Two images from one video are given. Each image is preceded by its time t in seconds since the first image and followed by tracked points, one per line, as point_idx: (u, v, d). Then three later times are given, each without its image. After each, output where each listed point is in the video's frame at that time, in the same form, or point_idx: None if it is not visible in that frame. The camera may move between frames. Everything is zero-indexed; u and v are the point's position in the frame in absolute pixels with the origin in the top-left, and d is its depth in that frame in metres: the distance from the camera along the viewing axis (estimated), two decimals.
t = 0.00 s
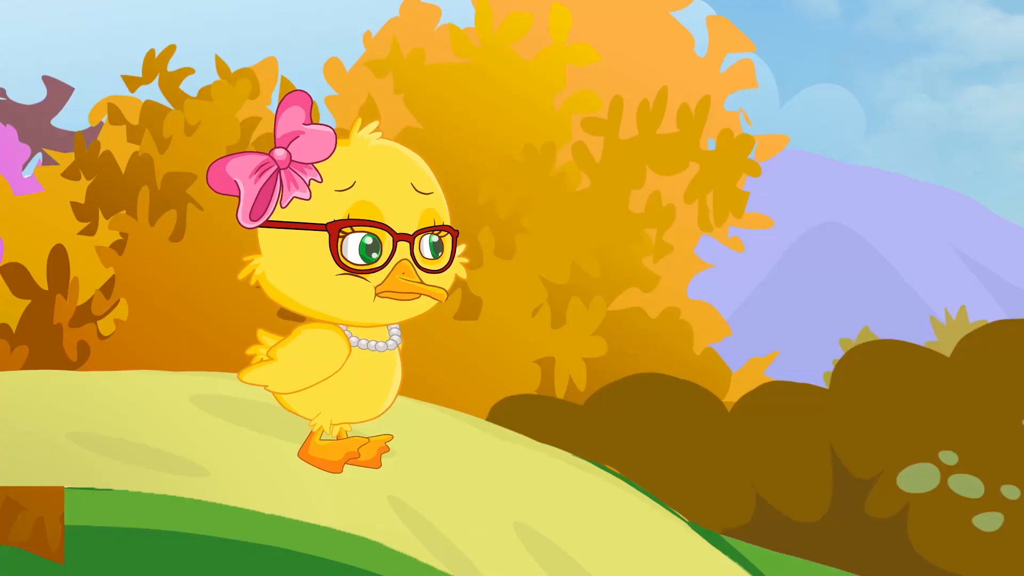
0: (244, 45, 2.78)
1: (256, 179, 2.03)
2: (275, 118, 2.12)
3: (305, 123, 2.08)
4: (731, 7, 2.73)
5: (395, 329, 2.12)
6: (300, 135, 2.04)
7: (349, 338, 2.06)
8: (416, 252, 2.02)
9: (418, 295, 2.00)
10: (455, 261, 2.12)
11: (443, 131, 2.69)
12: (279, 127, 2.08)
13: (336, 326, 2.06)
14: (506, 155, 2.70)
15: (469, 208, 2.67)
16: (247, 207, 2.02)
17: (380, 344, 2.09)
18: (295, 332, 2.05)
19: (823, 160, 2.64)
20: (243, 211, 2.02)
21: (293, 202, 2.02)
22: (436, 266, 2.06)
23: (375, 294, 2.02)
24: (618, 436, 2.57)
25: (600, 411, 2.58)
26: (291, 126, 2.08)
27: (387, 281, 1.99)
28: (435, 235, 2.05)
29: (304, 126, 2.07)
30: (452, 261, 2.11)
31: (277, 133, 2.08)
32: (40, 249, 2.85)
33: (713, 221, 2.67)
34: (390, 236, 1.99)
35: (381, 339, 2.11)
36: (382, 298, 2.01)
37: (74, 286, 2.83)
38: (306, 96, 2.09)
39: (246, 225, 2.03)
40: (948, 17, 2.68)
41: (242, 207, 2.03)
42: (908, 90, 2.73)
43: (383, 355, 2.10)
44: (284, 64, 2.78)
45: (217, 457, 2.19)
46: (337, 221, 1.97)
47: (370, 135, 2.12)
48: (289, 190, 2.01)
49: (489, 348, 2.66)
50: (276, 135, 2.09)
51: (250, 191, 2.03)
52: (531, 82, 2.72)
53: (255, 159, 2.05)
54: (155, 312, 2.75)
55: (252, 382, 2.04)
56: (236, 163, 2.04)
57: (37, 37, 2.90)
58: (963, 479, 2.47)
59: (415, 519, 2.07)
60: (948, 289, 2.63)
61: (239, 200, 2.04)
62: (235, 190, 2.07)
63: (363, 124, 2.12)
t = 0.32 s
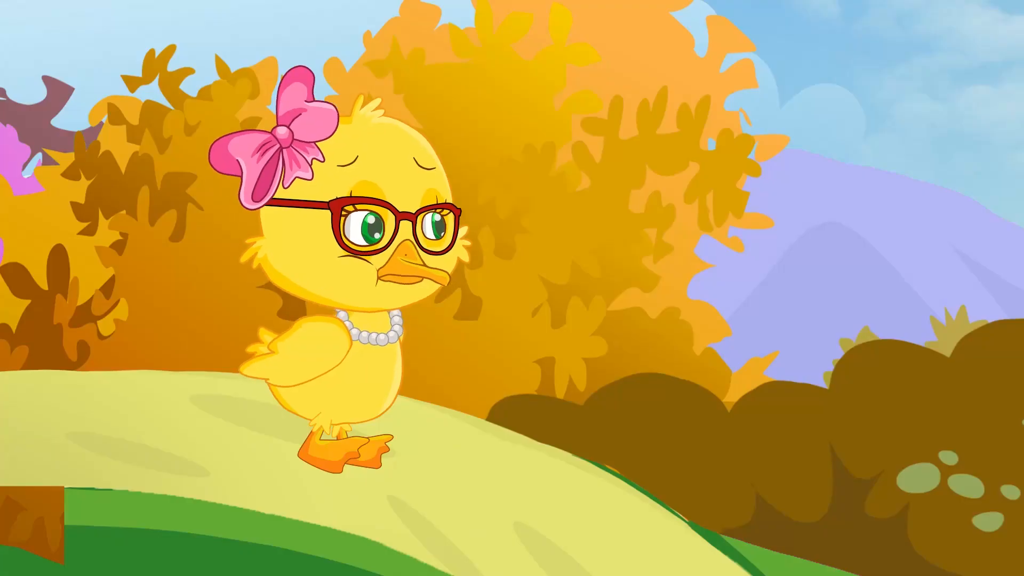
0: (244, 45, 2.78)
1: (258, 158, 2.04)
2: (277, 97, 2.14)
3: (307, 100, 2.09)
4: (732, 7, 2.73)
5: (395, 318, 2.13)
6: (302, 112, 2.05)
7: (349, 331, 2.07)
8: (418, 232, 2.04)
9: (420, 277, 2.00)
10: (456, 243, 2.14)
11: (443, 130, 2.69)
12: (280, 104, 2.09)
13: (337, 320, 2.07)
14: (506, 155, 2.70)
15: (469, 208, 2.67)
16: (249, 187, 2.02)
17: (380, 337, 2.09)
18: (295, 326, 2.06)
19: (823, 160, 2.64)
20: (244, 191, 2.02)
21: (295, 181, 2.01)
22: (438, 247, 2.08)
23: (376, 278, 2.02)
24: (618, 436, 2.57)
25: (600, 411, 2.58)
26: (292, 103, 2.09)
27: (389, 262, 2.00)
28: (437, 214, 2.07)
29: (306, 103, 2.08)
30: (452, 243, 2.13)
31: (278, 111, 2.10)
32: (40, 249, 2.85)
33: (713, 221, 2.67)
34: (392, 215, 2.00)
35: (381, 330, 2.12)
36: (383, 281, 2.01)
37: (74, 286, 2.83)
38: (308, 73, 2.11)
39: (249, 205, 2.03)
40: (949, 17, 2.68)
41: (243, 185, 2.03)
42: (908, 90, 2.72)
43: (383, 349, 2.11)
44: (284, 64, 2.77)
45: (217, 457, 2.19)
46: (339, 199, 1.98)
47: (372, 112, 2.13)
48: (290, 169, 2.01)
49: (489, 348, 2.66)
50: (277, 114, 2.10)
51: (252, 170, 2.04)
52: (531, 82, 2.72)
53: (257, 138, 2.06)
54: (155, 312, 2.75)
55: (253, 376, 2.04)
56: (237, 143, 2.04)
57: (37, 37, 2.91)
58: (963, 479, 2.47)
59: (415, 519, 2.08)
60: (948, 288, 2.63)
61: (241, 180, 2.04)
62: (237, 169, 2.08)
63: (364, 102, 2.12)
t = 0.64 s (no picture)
0: (244, 45, 2.78)
1: (258, 158, 2.04)
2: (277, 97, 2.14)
3: (307, 100, 2.09)
4: (732, 7, 2.73)
5: (396, 318, 2.13)
6: (302, 112, 2.05)
7: (349, 331, 2.07)
8: (418, 232, 2.04)
9: (420, 278, 2.00)
10: (456, 243, 2.14)
11: (443, 130, 2.69)
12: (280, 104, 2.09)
13: (337, 320, 2.07)
14: (506, 155, 2.70)
15: (469, 208, 2.67)
16: (249, 187, 2.02)
17: (380, 337, 2.09)
18: (295, 326, 2.06)
19: (823, 160, 2.64)
20: (244, 191, 2.02)
21: (295, 181, 2.01)
22: (438, 247, 2.08)
23: (376, 278, 2.02)
24: (618, 436, 2.57)
25: (600, 411, 2.58)
26: (292, 102, 2.09)
27: (389, 262, 1.99)
28: (437, 214, 2.07)
29: (306, 103, 2.08)
30: (452, 243, 2.13)
31: (278, 111, 2.10)
32: (40, 249, 2.85)
33: (713, 220, 2.67)
34: (392, 215, 2.00)
35: (381, 331, 2.12)
36: (383, 281, 2.01)
37: (74, 286, 2.83)
38: (309, 73, 2.11)
39: (250, 205, 2.03)
40: (949, 17, 2.67)
41: (243, 185, 2.03)
42: (908, 90, 2.72)
43: (383, 349, 2.11)
44: (284, 64, 2.77)
45: (217, 457, 2.19)
46: (339, 199, 1.97)
47: (373, 112, 2.13)
48: (290, 169, 2.01)
49: (489, 348, 2.66)
50: (277, 114, 2.10)
51: (253, 170, 2.04)
52: (531, 82, 2.72)
53: (257, 138, 2.06)
54: (155, 312, 2.75)
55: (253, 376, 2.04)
56: (237, 143, 2.04)
57: (37, 37, 2.91)
58: (963, 479, 2.47)
59: (415, 519, 2.08)
60: (948, 288, 2.63)
61: (241, 180, 2.04)
62: (237, 168, 2.08)
63: (364, 102, 2.12)
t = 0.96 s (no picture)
0: (244, 45, 2.78)
1: (240, 189, 2.05)
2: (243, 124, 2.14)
3: (274, 121, 2.09)
4: (732, 7, 2.73)
5: (401, 314, 2.13)
6: (272, 134, 2.06)
7: (355, 327, 2.07)
8: (415, 217, 2.04)
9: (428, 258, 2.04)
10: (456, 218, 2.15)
11: (443, 131, 2.69)
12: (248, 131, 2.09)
13: (342, 315, 2.06)
14: (506, 155, 2.70)
15: (469, 208, 2.67)
16: (241, 220, 2.04)
17: (386, 334, 2.09)
18: (301, 323, 2.06)
19: (823, 160, 2.64)
20: (236, 224, 2.04)
21: (283, 201, 2.03)
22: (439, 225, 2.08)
23: (387, 271, 2.04)
24: (619, 436, 2.57)
25: (600, 411, 2.58)
26: (260, 126, 2.09)
27: (397, 254, 2.02)
28: (429, 196, 2.07)
29: (272, 124, 2.08)
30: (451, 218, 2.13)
31: (247, 138, 2.10)
32: (40, 249, 2.85)
33: (713, 221, 2.67)
34: (386, 209, 2.00)
35: (387, 328, 2.12)
36: (395, 273, 2.05)
37: (74, 286, 2.83)
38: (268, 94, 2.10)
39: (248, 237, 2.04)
40: (949, 17, 2.67)
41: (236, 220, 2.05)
42: (908, 91, 2.70)
43: (389, 345, 2.11)
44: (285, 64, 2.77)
45: (217, 457, 2.19)
46: (332, 209, 2.00)
47: (340, 115, 2.13)
48: (275, 191, 2.03)
49: (489, 348, 2.66)
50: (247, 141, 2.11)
51: (239, 203, 2.05)
52: (531, 82, 2.72)
53: (235, 170, 2.07)
54: (155, 312, 2.75)
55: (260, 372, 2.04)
56: (218, 179, 2.06)
57: (37, 37, 2.91)
58: (963, 479, 2.47)
59: (415, 519, 2.10)
60: (948, 288, 2.62)
61: (231, 214, 2.06)
62: (224, 205, 2.09)
63: (330, 107, 2.13)
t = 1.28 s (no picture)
0: (244, 45, 2.78)
1: (225, 199, 2.14)
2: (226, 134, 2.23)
3: (254, 129, 2.18)
4: (732, 7, 2.73)
5: (397, 316, 2.18)
6: (253, 142, 2.14)
7: (350, 331, 2.13)
8: (400, 218, 2.11)
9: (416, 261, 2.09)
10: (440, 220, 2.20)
11: (443, 130, 2.70)
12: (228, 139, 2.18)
13: (338, 320, 2.12)
14: (506, 155, 2.70)
15: (469, 208, 2.67)
16: (225, 229, 2.12)
17: (381, 337, 2.15)
18: (296, 327, 2.13)
19: (823, 160, 2.63)
20: (222, 233, 2.13)
21: (267, 209, 2.11)
22: (422, 227, 2.14)
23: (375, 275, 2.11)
24: (619, 436, 2.57)
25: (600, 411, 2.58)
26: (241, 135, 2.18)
27: (384, 258, 2.08)
28: (414, 196, 2.14)
29: (254, 132, 2.17)
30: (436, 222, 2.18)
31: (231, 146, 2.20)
32: (40, 249, 2.85)
33: (713, 221, 2.66)
34: (369, 212, 2.08)
35: (383, 330, 2.18)
36: (383, 277, 2.11)
37: (74, 286, 2.83)
38: (246, 103, 2.20)
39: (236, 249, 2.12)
40: (949, 17, 2.67)
41: (221, 232, 2.14)
42: (908, 91, 2.70)
43: (384, 348, 2.17)
44: (284, 64, 2.76)
45: (217, 456, 2.23)
46: (315, 214, 2.08)
47: (320, 120, 2.18)
48: (260, 199, 2.11)
49: (489, 348, 2.66)
50: (230, 150, 2.20)
51: (224, 212, 2.14)
52: (531, 82, 2.72)
53: (218, 181, 2.17)
54: (155, 312, 2.75)
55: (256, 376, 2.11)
56: (202, 191, 2.15)
57: (37, 37, 2.91)
58: (963, 479, 2.47)
59: (415, 519, 2.14)
60: (948, 288, 2.61)
61: (217, 224, 2.15)
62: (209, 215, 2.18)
63: (310, 111, 2.18)
